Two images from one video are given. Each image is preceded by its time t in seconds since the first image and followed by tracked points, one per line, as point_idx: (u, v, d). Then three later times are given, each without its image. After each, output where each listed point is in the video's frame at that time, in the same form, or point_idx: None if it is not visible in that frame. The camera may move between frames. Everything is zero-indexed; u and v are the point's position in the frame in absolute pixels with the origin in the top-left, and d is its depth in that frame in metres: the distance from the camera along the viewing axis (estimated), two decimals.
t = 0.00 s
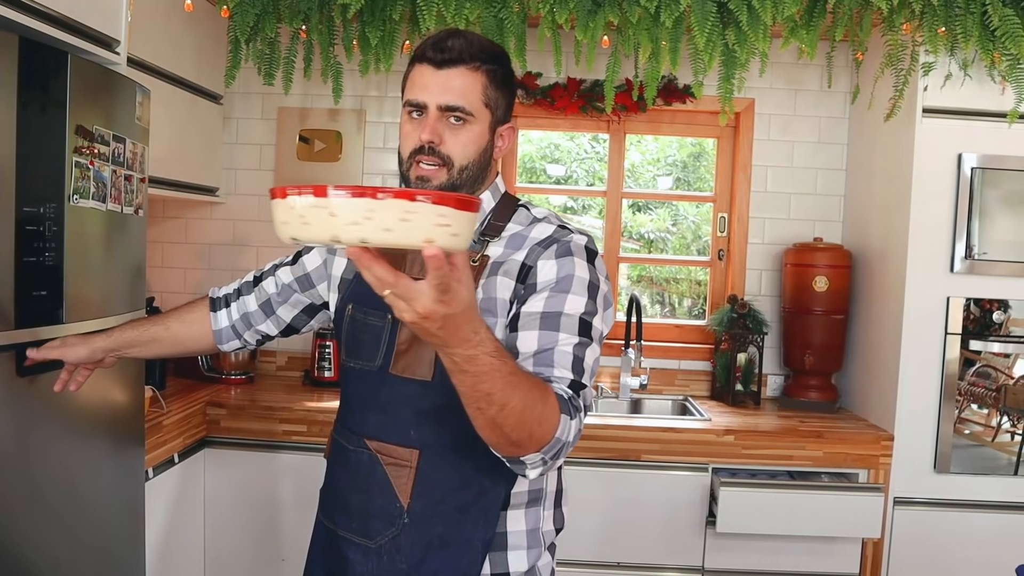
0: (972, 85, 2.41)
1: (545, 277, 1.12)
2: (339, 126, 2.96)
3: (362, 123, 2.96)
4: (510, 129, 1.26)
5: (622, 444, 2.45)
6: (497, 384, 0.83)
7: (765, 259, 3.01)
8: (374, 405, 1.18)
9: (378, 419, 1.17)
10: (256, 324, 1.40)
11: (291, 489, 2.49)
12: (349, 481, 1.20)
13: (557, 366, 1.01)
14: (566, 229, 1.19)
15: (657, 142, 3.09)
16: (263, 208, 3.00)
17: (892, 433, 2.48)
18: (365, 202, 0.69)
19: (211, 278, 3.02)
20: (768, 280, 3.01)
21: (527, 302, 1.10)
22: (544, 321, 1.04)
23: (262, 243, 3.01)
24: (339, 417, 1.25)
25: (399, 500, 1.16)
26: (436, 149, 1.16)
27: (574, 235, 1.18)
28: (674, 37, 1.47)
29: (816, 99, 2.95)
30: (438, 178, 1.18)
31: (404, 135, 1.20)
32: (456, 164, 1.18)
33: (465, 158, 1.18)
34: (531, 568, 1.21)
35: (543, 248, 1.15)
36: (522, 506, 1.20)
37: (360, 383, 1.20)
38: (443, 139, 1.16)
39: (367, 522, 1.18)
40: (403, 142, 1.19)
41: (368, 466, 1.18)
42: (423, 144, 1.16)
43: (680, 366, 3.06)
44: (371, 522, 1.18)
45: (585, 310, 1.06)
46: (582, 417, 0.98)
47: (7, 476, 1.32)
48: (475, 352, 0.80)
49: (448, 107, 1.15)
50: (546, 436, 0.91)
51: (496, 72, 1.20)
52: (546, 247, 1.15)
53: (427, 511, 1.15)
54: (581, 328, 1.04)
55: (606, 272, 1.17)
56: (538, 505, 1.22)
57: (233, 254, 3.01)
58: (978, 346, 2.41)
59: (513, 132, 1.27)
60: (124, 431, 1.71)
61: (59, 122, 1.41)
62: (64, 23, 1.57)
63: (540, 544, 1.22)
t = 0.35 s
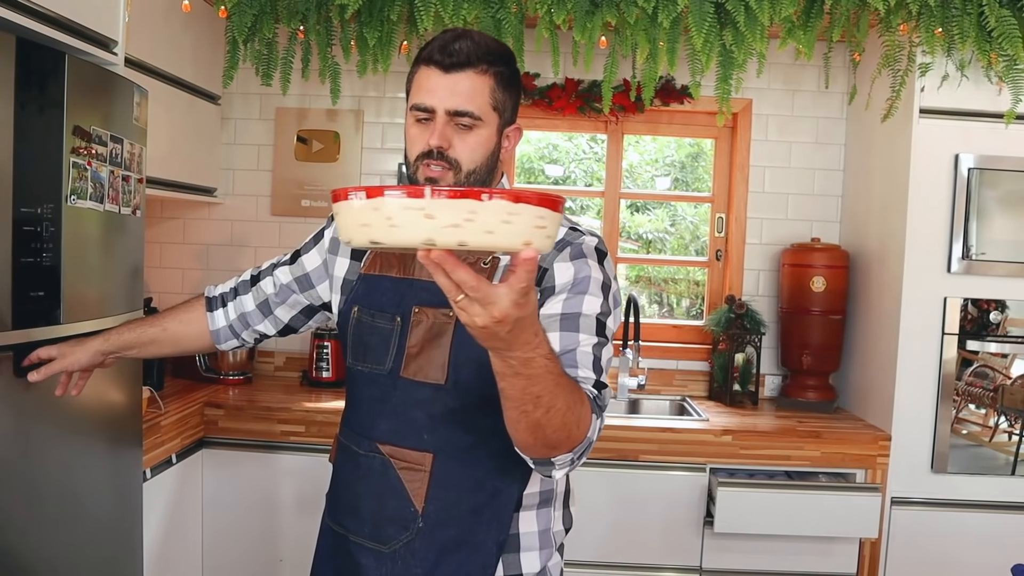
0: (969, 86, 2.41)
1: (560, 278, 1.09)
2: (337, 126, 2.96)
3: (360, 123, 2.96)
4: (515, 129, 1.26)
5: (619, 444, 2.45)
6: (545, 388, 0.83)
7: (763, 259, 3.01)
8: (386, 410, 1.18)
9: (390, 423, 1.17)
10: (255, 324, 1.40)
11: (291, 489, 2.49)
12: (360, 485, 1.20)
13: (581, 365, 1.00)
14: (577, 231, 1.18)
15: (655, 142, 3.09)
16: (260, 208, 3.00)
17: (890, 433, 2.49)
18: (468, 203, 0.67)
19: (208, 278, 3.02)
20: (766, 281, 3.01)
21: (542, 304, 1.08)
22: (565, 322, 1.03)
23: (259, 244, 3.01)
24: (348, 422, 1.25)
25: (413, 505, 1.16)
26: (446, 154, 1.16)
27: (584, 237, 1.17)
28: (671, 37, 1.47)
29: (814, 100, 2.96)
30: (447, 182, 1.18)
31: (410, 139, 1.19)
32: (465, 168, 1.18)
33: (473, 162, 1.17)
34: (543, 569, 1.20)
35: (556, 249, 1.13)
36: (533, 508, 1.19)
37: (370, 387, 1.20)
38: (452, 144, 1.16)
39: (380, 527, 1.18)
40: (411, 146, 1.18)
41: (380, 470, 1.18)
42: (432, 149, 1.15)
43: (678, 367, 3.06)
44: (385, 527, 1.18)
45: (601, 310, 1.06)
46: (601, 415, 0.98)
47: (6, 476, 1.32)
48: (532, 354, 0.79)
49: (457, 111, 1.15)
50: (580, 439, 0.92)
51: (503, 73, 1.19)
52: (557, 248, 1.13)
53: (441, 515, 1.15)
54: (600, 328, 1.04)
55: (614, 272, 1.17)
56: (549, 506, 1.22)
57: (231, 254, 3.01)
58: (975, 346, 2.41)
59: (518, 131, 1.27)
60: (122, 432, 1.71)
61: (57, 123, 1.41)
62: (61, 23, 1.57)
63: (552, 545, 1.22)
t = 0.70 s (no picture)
0: (968, 86, 2.41)
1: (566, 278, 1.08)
2: (336, 126, 2.96)
3: (358, 123, 2.96)
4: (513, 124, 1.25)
5: (618, 444, 2.45)
6: (559, 394, 0.84)
7: (761, 259, 3.02)
8: (393, 414, 1.18)
9: (397, 427, 1.17)
10: (253, 325, 1.40)
11: (291, 490, 2.49)
12: (367, 491, 1.20)
13: (590, 366, 1.01)
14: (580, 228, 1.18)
15: (654, 142, 3.09)
16: (258, 208, 3.00)
17: (889, 432, 2.49)
18: (487, 214, 0.66)
19: (206, 278, 3.03)
20: (765, 281, 3.01)
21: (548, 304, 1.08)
22: (572, 323, 1.03)
23: (258, 244, 3.01)
24: (353, 427, 1.25)
25: (421, 509, 1.16)
26: (442, 149, 1.15)
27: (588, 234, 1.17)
28: (669, 37, 1.47)
29: (813, 100, 2.96)
30: (445, 178, 1.18)
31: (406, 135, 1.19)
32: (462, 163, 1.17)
33: (471, 157, 1.16)
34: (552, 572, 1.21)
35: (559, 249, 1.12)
36: (542, 511, 1.20)
37: (375, 392, 1.20)
38: (448, 139, 1.15)
39: (389, 532, 1.18)
40: (406, 142, 1.17)
41: (387, 475, 1.18)
42: (428, 145, 1.15)
43: (676, 366, 3.06)
44: (394, 532, 1.18)
45: (608, 309, 1.06)
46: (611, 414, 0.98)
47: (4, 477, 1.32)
48: (548, 361, 0.80)
49: (452, 105, 1.14)
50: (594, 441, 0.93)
51: (498, 68, 1.18)
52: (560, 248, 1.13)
53: (449, 519, 1.15)
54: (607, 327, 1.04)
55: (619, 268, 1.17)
56: (558, 509, 1.22)
57: (230, 254, 3.01)
58: (974, 346, 2.42)
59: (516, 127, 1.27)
60: (120, 432, 1.71)
61: (56, 123, 1.41)
62: (59, 23, 1.57)
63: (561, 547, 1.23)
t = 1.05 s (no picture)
0: (970, 85, 2.41)
1: (558, 277, 1.09)
2: (337, 127, 2.96)
3: (359, 124, 2.96)
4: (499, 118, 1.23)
5: (619, 444, 2.45)
6: (542, 399, 0.82)
7: (763, 259, 3.01)
8: (388, 421, 1.18)
9: (392, 434, 1.17)
10: (252, 329, 1.40)
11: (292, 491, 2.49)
12: (364, 498, 1.20)
13: (584, 367, 0.99)
14: (575, 227, 1.18)
15: (655, 142, 3.09)
16: (260, 209, 3.01)
17: (890, 432, 2.49)
18: (440, 219, 0.67)
19: (208, 279, 3.03)
20: (766, 281, 3.01)
21: (542, 304, 1.08)
22: (565, 323, 1.03)
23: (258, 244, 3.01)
24: (350, 433, 1.25)
25: (416, 518, 1.16)
26: (422, 148, 1.14)
27: (583, 232, 1.17)
28: (670, 37, 1.47)
29: (814, 99, 2.95)
30: (428, 177, 1.16)
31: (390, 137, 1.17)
32: (445, 161, 1.16)
33: (452, 154, 1.15)
34: None
35: (554, 248, 1.12)
36: (542, 517, 1.20)
37: (371, 398, 1.20)
38: (428, 137, 1.13)
39: (386, 540, 1.18)
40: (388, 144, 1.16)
41: (383, 483, 1.18)
42: (408, 144, 1.13)
43: (677, 366, 3.06)
44: (390, 540, 1.18)
45: (604, 308, 1.05)
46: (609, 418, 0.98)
47: (5, 478, 1.32)
48: (524, 368, 0.79)
49: (428, 102, 1.12)
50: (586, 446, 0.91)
51: (475, 61, 1.16)
52: (554, 247, 1.13)
53: (445, 526, 1.15)
54: (602, 326, 1.03)
55: (616, 263, 1.17)
56: (559, 515, 1.22)
57: (231, 254, 3.01)
58: (976, 345, 2.41)
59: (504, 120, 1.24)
60: (121, 433, 1.71)
61: (56, 125, 1.41)
62: (59, 24, 1.57)
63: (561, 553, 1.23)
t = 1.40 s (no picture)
0: (971, 86, 2.41)
1: (538, 276, 1.09)
2: (336, 127, 2.96)
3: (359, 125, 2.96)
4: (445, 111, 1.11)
5: (619, 445, 2.45)
6: (494, 402, 0.76)
7: (763, 260, 3.01)
8: (370, 423, 1.18)
9: (375, 437, 1.17)
10: (270, 340, 1.39)
11: (289, 492, 2.49)
12: (347, 501, 1.20)
13: (564, 372, 0.95)
14: (565, 226, 1.16)
15: (655, 142, 3.09)
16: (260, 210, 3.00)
17: (890, 433, 2.49)
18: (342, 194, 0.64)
19: (208, 279, 3.03)
20: (767, 281, 3.01)
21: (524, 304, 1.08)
22: (546, 326, 0.99)
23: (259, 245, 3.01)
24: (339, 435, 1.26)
25: (392, 523, 1.15)
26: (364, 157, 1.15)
27: (574, 231, 1.14)
28: (670, 37, 1.46)
29: (814, 99, 2.95)
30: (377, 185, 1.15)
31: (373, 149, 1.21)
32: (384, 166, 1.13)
33: (383, 158, 1.12)
34: None
35: (536, 248, 1.12)
36: (526, 531, 1.17)
37: (357, 400, 1.21)
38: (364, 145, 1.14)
39: (365, 544, 1.18)
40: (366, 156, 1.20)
41: (363, 486, 1.18)
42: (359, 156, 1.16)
43: (677, 367, 3.06)
44: (369, 544, 1.18)
45: (589, 309, 1.01)
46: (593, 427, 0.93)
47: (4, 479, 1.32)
48: (467, 367, 0.73)
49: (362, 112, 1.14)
50: (552, 454, 0.84)
51: (406, 60, 1.11)
52: (539, 247, 1.12)
53: (421, 534, 1.13)
54: (587, 328, 0.99)
55: (610, 263, 1.14)
56: (546, 528, 1.19)
57: (231, 255, 3.01)
58: (976, 346, 2.41)
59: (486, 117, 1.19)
60: (120, 434, 1.71)
61: (56, 125, 1.41)
62: (59, 24, 1.57)
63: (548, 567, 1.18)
